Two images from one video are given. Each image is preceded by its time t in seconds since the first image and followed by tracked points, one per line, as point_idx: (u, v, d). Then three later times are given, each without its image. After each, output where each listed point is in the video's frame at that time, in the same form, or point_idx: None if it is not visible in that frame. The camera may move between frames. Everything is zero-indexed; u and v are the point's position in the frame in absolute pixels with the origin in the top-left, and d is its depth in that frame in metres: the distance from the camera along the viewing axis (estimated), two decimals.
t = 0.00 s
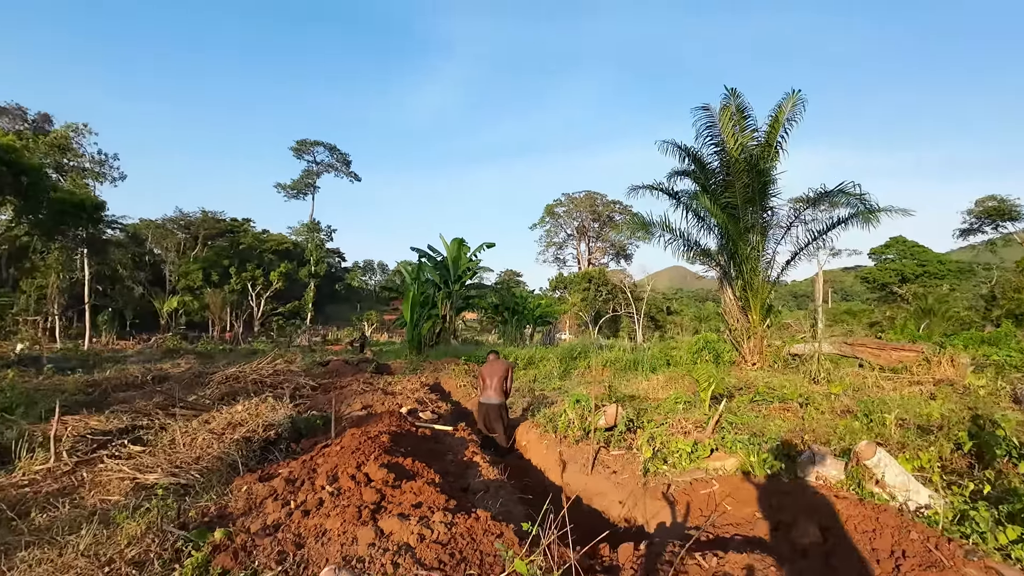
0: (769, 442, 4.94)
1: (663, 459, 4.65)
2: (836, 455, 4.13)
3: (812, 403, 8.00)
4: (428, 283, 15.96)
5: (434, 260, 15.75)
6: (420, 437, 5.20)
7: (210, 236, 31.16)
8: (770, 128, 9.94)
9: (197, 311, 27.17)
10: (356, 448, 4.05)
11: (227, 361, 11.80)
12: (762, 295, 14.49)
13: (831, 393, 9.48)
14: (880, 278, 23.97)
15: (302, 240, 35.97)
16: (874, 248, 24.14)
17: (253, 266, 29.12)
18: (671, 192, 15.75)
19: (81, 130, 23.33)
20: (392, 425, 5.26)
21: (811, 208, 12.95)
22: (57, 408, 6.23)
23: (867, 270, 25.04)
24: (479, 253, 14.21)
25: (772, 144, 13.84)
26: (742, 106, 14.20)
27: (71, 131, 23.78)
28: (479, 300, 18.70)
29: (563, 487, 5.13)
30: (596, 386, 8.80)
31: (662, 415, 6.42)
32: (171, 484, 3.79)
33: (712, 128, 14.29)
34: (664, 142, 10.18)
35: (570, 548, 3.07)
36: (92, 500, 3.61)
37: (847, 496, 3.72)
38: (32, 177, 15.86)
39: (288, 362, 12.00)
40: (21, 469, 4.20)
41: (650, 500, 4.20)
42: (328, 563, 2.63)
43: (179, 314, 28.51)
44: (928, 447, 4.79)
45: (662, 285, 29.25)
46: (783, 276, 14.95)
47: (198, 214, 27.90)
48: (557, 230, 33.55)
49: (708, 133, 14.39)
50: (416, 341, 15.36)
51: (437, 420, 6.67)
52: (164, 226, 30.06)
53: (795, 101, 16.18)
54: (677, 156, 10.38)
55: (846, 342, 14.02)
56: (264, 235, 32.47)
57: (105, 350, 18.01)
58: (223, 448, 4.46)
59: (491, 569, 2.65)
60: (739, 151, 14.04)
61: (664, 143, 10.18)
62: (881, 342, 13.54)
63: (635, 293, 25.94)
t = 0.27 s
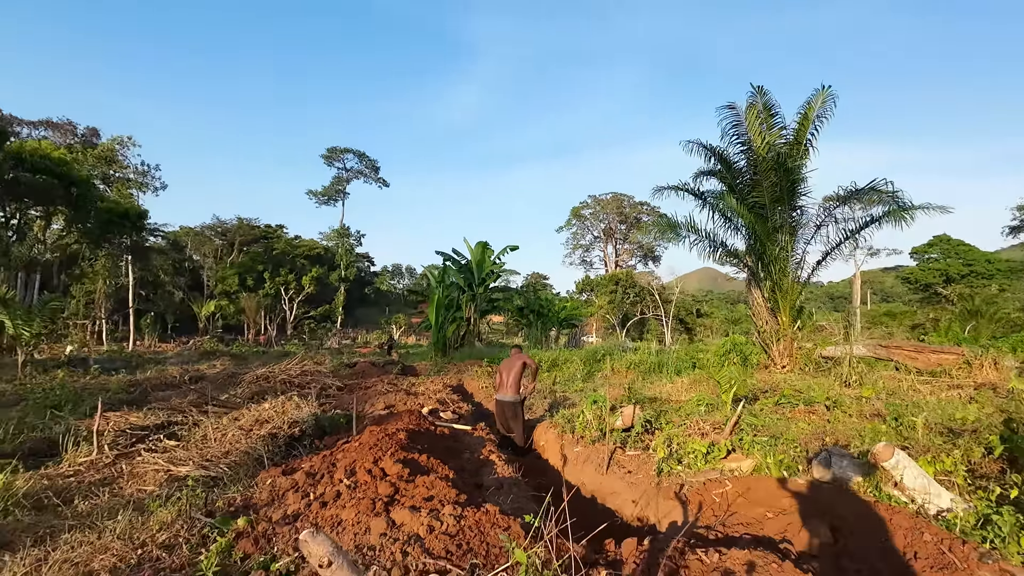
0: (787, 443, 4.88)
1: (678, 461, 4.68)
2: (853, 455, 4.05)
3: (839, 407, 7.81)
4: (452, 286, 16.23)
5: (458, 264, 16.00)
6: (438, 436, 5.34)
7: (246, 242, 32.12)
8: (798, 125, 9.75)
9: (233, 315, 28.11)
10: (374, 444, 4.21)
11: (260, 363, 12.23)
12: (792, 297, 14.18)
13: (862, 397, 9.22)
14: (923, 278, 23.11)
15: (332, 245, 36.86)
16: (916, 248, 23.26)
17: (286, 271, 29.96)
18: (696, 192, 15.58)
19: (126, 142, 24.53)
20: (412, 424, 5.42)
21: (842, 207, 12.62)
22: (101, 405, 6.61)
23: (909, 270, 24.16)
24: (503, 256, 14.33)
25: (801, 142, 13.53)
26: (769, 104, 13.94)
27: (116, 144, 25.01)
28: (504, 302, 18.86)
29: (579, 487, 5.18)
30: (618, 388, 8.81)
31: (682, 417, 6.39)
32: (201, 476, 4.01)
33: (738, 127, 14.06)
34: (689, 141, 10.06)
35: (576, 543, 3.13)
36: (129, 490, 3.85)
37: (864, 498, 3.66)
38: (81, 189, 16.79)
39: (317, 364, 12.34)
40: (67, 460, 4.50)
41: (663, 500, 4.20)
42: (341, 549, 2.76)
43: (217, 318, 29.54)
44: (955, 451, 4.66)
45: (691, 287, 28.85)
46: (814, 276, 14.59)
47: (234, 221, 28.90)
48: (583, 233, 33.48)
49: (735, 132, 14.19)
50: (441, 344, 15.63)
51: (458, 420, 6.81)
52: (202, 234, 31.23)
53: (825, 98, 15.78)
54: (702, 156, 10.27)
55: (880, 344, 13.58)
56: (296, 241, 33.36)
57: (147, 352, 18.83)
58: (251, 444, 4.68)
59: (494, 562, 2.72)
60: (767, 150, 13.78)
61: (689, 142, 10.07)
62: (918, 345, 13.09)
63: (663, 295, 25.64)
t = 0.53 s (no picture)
0: (797, 442, 4.82)
1: (684, 460, 4.69)
2: (859, 455, 3.99)
3: (862, 408, 7.64)
4: (473, 287, 16.51)
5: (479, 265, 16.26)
6: (450, 433, 5.47)
7: (276, 246, 32.54)
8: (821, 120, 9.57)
9: (265, 317, 28.97)
10: (383, 439, 4.36)
11: (287, 363, 12.64)
12: (818, 297, 13.87)
13: (888, 399, 8.97)
14: (965, 277, 22.19)
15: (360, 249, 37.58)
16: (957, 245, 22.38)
17: (315, 274, 30.71)
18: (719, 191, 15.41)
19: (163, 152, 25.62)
20: (424, 421, 5.56)
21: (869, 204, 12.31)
22: (135, 401, 6.98)
23: (951, 268, 23.24)
24: (523, 257, 14.44)
25: (827, 137, 13.23)
26: (794, 100, 13.69)
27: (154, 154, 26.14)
28: (526, 304, 18.99)
29: (587, 485, 5.22)
30: (635, 389, 8.79)
31: (695, 417, 6.36)
32: (220, 467, 4.23)
33: (761, 123, 13.85)
34: (711, 139, 9.92)
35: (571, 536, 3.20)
36: (154, 479, 4.09)
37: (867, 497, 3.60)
38: (122, 198, 17.63)
39: (341, 364, 12.66)
40: (100, 452, 4.80)
41: (666, 497, 4.22)
42: (343, 536, 2.89)
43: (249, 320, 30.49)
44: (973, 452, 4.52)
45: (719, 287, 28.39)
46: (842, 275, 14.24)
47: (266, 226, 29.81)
48: (609, 233, 33.32)
49: (758, 129, 13.98)
50: (462, 345, 15.92)
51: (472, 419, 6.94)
52: (236, 238, 32.31)
53: (852, 92, 15.40)
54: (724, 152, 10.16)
55: (914, 345, 12.97)
56: (325, 245, 34.17)
57: (183, 353, 19.60)
58: (269, 438, 4.90)
59: (485, 551, 2.80)
60: (791, 146, 13.52)
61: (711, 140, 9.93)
62: (954, 345, 12.43)
63: (690, 296, 25.33)
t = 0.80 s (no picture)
0: (803, 445, 4.78)
1: (685, 463, 4.68)
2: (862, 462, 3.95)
3: (876, 411, 7.50)
4: (486, 289, 16.72)
5: (492, 267, 16.46)
6: (455, 434, 5.54)
7: (296, 248, 33.36)
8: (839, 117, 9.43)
9: (284, 318, 29.44)
10: (387, 440, 4.45)
11: (303, 363, 12.88)
12: (836, 297, 13.64)
13: (906, 401, 8.79)
14: (993, 275, 21.58)
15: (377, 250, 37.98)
16: (984, 243, 21.77)
17: (332, 275, 31.12)
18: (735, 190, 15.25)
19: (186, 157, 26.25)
20: (429, 423, 5.64)
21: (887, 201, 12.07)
22: (153, 401, 7.20)
23: (979, 266, 22.62)
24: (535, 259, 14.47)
25: (845, 134, 12.98)
26: (810, 97, 13.47)
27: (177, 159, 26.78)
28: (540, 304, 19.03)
29: (590, 487, 5.25)
30: (646, 391, 8.77)
31: (702, 419, 6.33)
32: (230, 467, 4.36)
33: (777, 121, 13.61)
34: (726, 137, 9.78)
35: (565, 539, 3.24)
36: (166, 477, 4.24)
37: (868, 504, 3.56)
38: (146, 203, 18.04)
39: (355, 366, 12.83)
40: (118, 450, 4.97)
41: (666, 499, 4.21)
42: (340, 535, 2.97)
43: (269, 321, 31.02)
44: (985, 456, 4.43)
45: (737, 287, 28.05)
46: (860, 275, 13.97)
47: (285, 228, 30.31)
48: (625, 233, 33.15)
49: (773, 127, 13.80)
50: (475, 346, 16.22)
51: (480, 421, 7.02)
52: (256, 241, 32.91)
53: (871, 88, 15.11)
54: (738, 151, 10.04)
55: (935, 346, 12.14)
56: (343, 246, 34.60)
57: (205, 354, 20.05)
58: (278, 439, 5.02)
59: (476, 551, 2.85)
60: (808, 144, 13.30)
61: (726, 138, 9.79)
62: (979, 343, 12.05)
63: (707, 296, 25.04)
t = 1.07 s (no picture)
0: (808, 445, 4.73)
1: (687, 464, 4.66)
2: (863, 463, 3.89)
3: (889, 412, 7.37)
4: (497, 289, 16.96)
5: (503, 267, 16.68)
6: (459, 433, 5.59)
7: (312, 249, 33.76)
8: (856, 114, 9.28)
9: (300, 318, 29.84)
10: (390, 439, 4.52)
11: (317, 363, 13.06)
12: (852, 296, 13.43)
13: (922, 402, 8.62)
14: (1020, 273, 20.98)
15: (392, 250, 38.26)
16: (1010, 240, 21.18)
17: (348, 275, 31.45)
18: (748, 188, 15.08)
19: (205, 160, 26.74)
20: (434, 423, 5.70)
21: (903, 198, 11.84)
22: (168, 399, 7.38)
23: (1005, 264, 22.02)
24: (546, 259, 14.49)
25: (861, 131, 12.75)
26: (825, 92, 13.25)
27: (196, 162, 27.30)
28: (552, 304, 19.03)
29: (593, 487, 5.26)
30: (655, 391, 8.72)
31: (708, 419, 6.29)
32: (238, 464, 4.47)
33: (791, 118, 13.39)
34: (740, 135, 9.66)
35: (561, 537, 3.25)
36: (177, 474, 4.36)
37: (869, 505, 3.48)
38: (166, 205, 18.35)
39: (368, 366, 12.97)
40: (133, 447, 5.11)
41: (666, 500, 4.21)
42: (339, 531, 3.03)
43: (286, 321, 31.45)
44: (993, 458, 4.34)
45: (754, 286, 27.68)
46: (877, 273, 13.75)
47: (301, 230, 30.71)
48: (640, 232, 32.93)
49: (787, 123, 13.60)
50: (486, 346, 16.60)
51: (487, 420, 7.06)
52: (274, 242, 33.40)
53: (888, 83, 14.83)
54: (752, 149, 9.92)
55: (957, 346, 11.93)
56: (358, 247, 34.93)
57: (223, 353, 20.41)
58: (286, 437, 5.12)
59: (470, 549, 2.89)
60: (823, 141, 13.07)
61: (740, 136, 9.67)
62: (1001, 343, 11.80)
63: (723, 295, 24.78)
